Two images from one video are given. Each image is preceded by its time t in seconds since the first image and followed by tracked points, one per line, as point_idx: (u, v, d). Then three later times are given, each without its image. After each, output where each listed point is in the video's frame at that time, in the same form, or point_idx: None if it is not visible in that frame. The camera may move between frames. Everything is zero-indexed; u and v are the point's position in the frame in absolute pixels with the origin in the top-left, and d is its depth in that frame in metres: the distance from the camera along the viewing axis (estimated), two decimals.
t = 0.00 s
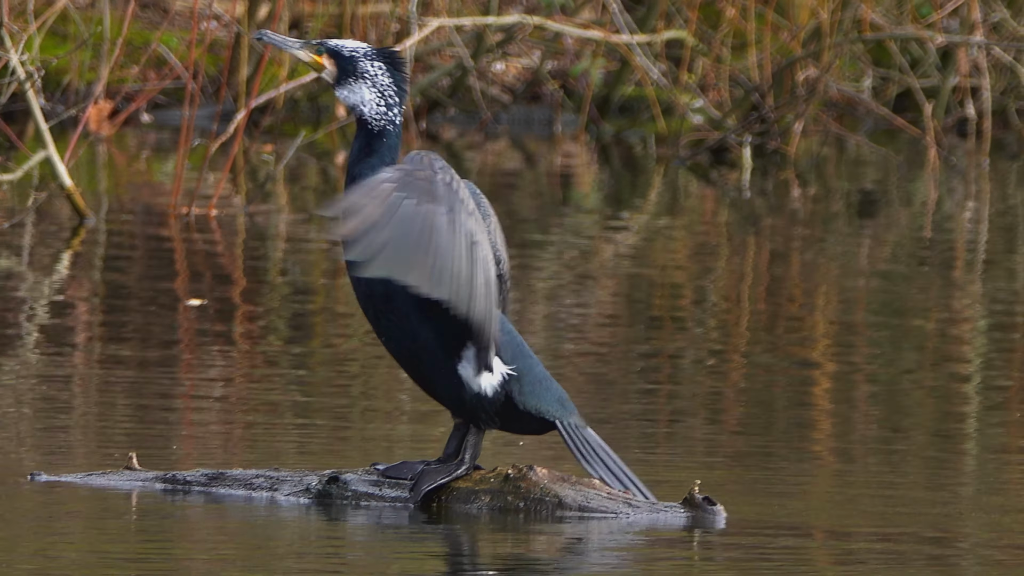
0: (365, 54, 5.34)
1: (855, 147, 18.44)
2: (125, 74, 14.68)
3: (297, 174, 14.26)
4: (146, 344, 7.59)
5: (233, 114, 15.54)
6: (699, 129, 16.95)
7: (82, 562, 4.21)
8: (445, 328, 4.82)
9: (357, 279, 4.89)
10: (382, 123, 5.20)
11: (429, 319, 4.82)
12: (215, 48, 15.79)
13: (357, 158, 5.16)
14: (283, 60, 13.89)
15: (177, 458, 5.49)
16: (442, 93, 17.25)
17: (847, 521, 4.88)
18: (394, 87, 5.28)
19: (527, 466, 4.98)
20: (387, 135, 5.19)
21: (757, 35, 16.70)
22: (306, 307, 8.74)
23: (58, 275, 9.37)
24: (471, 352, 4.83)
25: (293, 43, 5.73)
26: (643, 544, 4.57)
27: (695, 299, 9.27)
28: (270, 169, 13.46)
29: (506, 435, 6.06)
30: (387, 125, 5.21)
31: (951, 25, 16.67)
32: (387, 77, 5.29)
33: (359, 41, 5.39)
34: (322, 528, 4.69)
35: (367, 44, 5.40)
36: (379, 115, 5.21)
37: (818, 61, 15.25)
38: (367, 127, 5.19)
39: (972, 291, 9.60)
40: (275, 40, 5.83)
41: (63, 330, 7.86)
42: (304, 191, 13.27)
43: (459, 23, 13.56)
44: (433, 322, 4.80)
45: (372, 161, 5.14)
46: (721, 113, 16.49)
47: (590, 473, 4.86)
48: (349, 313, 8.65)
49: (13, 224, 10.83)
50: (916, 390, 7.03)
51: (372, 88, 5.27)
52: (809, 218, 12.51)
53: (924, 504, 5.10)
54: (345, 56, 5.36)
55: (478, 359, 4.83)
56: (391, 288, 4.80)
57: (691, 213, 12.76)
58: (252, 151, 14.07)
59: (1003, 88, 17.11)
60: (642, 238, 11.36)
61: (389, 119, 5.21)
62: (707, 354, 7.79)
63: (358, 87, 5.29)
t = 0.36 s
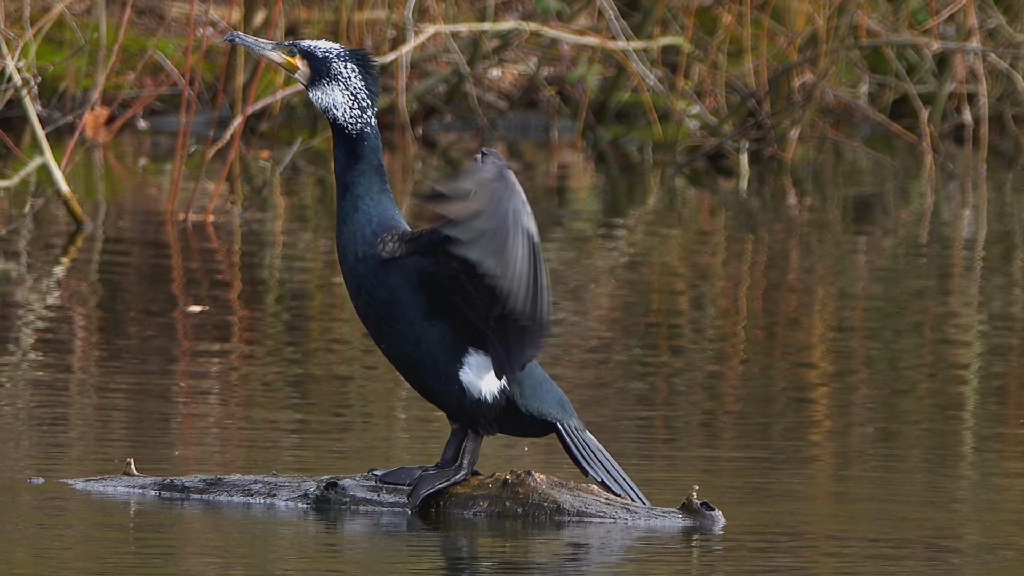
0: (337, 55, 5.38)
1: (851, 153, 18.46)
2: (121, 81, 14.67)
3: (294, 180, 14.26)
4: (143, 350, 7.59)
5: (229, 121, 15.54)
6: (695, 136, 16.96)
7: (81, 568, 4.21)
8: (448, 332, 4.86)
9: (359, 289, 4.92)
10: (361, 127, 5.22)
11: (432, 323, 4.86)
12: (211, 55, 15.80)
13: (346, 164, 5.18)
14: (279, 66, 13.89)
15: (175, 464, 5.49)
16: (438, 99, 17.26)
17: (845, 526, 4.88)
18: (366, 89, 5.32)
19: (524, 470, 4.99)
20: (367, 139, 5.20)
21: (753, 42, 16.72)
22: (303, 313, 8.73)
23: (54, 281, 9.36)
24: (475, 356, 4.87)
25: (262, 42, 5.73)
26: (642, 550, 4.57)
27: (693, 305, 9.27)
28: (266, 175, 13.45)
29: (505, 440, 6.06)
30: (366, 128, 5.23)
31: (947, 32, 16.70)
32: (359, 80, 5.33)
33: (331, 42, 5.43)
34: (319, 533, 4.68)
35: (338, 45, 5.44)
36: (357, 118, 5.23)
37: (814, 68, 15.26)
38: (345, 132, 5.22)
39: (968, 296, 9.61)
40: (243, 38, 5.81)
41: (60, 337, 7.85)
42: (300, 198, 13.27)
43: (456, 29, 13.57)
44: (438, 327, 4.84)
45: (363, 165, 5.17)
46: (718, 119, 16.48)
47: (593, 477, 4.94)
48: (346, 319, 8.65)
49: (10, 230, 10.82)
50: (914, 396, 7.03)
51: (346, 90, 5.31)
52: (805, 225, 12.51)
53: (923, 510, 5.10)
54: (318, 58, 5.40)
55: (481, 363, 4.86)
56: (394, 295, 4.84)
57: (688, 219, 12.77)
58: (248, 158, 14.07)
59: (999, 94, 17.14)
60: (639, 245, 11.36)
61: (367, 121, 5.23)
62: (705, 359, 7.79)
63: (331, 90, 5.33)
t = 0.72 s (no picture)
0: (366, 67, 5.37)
1: (847, 158, 18.48)
2: (118, 87, 14.66)
3: (290, 186, 14.25)
4: (139, 356, 7.58)
5: (225, 126, 15.54)
6: (692, 141, 16.97)
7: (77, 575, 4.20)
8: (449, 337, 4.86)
9: (356, 289, 4.80)
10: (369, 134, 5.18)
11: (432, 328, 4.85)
12: (208, 60, 15.80)
13: (350, 166, 5.16)
14: (276, 72, 13.90)
15: (170, 470, 5.48)
16: (434, 105, 17.26)
17: (840, 531, 4.89)
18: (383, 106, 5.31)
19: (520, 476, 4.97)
20: (374, 143, 5.17)
21: (750, 47, 16.73)
22: (299, 319, 8.72)
23: (51, 288, 9.35)
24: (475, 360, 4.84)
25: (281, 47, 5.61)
26: (639, 555, 4.58)
27: (689, 310, 9.27)
28: (262, 181, 13.44)
29: (500, 446, 6.05)
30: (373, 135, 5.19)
31: (944, 37, 16.72)
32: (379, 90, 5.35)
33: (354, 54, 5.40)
34: (316, 539, 4.68)
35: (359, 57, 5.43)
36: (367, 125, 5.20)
37: (811, 73, 15.26)
38: (357, 135, 5.17)
39: (965, 301, 9.63)
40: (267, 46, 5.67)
41: (56, 343, 7.84)
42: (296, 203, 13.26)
43: (452, 35, 13.57)
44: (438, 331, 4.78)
45: (368, 169, 5.14)
46: (714, 125, 16.49)
47: (592, 482, 4.95)
48: (342, 325, 8.64)
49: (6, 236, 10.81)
50: (911, 401, 7.03)
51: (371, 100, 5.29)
52: (802, 230, 12.51)
53: (919, 516, 5.10)
54: (347, 65, 5.36)
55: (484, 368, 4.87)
56: (392, 298, 4.74)
57: (684, 224, 12.76)
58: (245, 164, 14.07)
59: (995, 99, 17.16)
60: (635, 250, 11.36)
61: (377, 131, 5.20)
62: (701, 365, 7.80)
63: (357, 95, 5.28)
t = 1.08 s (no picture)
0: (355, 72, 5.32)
1: (839, 162, 18.51)
2: (110, 91, 14.66)
3: (283, 190, 14.25)
4: (132, 360, 7.57)
5: (217, 130, 15.54)
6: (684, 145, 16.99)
7: None
8: (442, 343, 4.90)
9: (345, 301, 4.94)
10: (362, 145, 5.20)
11: (425, 336, 4.89)
12: (199, 64, 15.80)
13: (342, 177, 5.16)
14: (267, 75, 13.89)
15: (164, 473, 5.48)
16: (427, 109, 17.26)
17: (835, 534, 4.90)
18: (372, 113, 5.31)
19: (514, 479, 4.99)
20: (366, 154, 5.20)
21: (742, 51, 16.75)
22: (292, 322, 8.73)
23: (43, 291, 9.34)
24: (469, 365, 4.90)
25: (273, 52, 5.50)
26: (631, 559, 4.56)
27: (681, 314, 9.28)
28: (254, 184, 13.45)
29: (493, 449, 6.06)
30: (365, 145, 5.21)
31: (935, 41, 16.75)
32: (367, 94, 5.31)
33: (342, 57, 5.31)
34: (309, 543, 4.67)
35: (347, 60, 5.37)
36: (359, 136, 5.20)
37: (802, 77, 15.28)
38: (348, 143, 5.18)
39: (957, 305, 9.65)
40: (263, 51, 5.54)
41: (49, 346, 7.83)
42: (288, 207, 13.26)
43: (444, 39, 13.57)
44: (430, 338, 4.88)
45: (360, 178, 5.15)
46: (706, 129, 16.52)
47: (589, 485, 4.92)
48: (335, 328, 8.65)
49: None
50: (904, 404, 7.04)
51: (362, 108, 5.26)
52: (794, 234, 12.54)
53: (912, 518, 5.12)
54: (338, 71, 5.28)
55: (477, 372, 4.90)
56: (385, 307, 4.87)
57: (677, 228, 12.79)
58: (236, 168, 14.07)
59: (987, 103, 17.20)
60: (628, 254, 11.37)
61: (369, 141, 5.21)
62: (694, 368, 7.81)
63: (348, 102, 5.24)
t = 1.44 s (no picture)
0: (361, 58, 5.38)
1: (846, 156, 18.50)
2: (116, 84, 14.68)
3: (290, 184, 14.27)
4: (138, 354, 7.59)
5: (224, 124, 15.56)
6: (690, 139, 16.98)
7: (78, 570, 4.23)
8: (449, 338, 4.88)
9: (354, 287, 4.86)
10: (369, 129, 5.19)
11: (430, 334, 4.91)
12: (206, 58, 15.80)
13: (358, 164, 5.17)
14: (274, 69, 13.91)
15: (170, 467, 5.49)
16: (433, 103, 17.27)
17: (842, 527, 4.90)
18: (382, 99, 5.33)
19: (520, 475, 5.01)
20: (373, 137, 5.18)
21: (749, 45, 16.74)
22: (298, 316, 8.74)
23: (50, 285, 9.35)
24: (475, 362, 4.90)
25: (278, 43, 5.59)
26: (637, 551, 4.59)
27: (687, 308, 9.29)
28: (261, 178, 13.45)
29: (500, 443, 6.07)
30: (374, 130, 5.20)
31: (942, 35, 16.73)
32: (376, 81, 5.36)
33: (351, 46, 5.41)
34: (317, 535, 4.69)
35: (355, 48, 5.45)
36: (368, 121, 5.21)
37: (809, 70, 15.26)
38: (361, 131, 5.18)
39: (964, 299, 9.65)
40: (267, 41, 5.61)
41: (55, 340, 7.84)
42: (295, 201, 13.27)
43: (451, 32, 13.56)
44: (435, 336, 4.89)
45: (375, 166, 5.16)
46: (712, 123, 16.51)
47: (593, 483, 4.96)
48: (341, 322, 8.66)
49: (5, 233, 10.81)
50: (910, 398, 7.04)
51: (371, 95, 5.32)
52: (800, 227, 12.53)
53: (918, 512, 5.12)
54: (344, 60, 5.38)
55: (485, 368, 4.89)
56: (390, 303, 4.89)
57: (683, 222, 12.78)
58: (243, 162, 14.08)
59: (994, 97, 17.17)
60: (634, 248, 11.37)
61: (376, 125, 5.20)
62: (700, 362, 7.82)
63: (355, 89, 5.31)
